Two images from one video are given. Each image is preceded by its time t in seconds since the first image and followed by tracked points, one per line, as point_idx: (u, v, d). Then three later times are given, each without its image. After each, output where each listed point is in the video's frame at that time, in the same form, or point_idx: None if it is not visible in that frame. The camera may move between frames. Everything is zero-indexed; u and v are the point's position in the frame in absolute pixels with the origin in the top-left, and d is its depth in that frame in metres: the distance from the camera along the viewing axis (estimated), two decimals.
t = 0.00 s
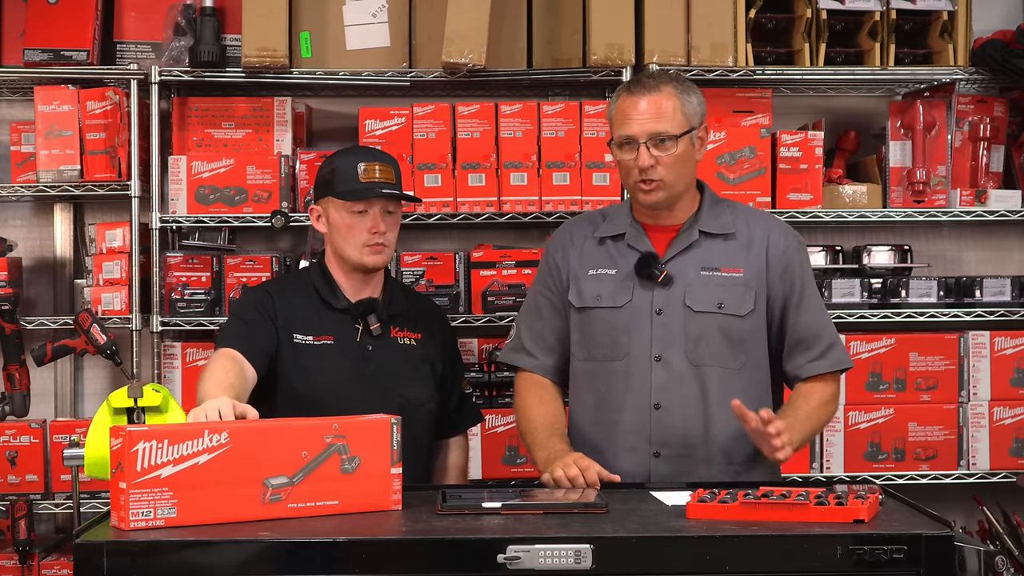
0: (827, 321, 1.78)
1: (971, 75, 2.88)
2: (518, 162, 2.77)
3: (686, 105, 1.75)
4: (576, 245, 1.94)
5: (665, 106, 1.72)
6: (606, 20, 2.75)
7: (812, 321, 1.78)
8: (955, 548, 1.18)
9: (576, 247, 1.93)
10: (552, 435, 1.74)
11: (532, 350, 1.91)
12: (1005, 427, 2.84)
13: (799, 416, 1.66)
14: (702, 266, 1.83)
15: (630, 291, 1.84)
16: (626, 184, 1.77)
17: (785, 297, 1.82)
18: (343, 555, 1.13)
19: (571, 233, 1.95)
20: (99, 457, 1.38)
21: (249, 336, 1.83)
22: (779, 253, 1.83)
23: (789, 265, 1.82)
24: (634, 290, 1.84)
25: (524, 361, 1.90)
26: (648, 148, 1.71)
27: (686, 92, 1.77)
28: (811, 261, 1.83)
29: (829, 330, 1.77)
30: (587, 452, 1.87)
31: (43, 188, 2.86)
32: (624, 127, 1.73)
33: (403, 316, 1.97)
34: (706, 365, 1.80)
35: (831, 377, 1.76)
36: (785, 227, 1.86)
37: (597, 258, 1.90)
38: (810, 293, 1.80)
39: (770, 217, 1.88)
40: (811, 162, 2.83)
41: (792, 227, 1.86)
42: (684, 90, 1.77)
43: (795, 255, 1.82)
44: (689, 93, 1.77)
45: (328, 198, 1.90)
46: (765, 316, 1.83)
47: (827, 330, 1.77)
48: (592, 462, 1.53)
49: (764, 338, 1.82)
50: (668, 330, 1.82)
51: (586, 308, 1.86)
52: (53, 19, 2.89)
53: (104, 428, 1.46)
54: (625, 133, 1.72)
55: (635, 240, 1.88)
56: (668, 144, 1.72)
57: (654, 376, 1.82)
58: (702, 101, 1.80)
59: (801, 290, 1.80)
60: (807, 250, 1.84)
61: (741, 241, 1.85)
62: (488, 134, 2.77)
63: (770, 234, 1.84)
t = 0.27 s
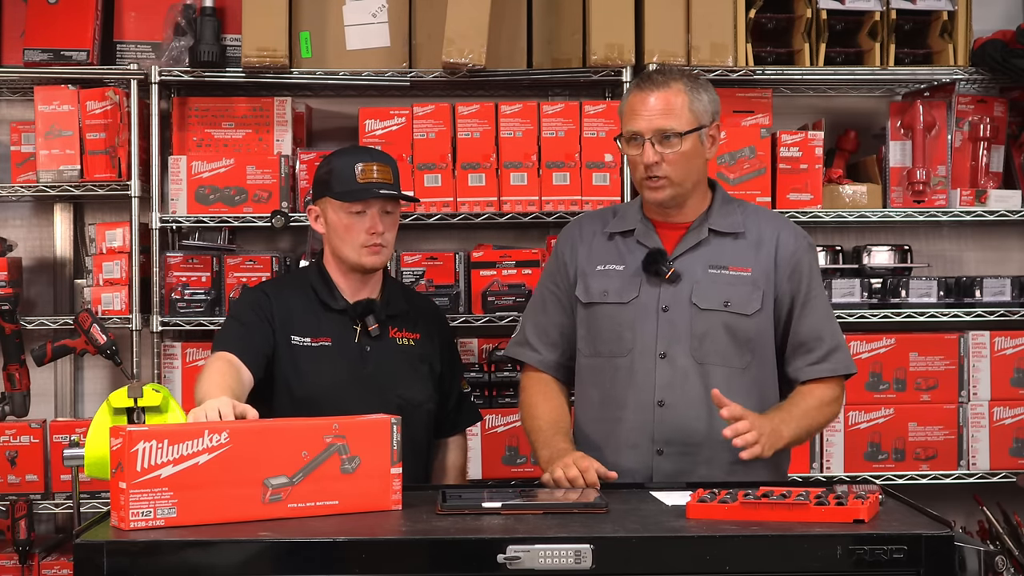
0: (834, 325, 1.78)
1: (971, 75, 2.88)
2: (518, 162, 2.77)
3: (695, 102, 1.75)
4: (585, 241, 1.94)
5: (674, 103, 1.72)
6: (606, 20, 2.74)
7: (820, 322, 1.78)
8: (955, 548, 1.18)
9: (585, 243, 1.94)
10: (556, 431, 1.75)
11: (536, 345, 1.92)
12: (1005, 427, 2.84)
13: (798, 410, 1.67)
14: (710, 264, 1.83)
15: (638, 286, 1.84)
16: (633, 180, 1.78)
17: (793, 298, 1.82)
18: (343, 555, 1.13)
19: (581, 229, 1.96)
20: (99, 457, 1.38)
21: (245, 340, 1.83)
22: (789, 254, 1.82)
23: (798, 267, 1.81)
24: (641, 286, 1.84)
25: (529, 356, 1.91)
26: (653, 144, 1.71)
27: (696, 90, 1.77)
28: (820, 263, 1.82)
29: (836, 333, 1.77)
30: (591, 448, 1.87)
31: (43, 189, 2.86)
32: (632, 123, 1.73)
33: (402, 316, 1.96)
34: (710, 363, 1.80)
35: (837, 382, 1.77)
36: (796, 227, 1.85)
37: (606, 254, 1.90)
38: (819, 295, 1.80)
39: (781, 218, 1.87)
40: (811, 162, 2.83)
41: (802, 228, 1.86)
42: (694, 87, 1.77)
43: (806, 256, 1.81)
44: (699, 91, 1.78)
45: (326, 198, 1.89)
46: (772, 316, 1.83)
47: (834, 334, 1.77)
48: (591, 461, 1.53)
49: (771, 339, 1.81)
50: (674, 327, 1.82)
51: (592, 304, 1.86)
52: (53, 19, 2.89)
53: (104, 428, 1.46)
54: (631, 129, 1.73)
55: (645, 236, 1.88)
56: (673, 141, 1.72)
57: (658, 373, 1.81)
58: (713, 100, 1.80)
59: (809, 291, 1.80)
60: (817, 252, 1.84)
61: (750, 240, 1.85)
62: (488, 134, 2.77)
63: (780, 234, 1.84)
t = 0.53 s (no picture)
0: (846, 324, 1.75)
1: (971, 75, 2.88)
2: (518, 162, 2.76)
3: (701, 100, 1.75)
4: (592, 240, 1.95)
5: (678, 101, 1.73)
6: (606, 21, 2.75)
7: (827, 322, 1.76)
8: (955, 548, 1.18)
9: (592, 243, 1.95)
10: (560, 431, 1.78)
11: (540, 344, 1.94)
12: (1006, 427, 2.84)
13: (822, 426, 1.65)
14: (714, 264, 1.82)
15: (641, 287, 1.84)
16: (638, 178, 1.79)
17: (801, 299, 1.80)
18: (343, 555, 1.13)
19: (589, 229, 1.97)
20: (99, 457, 1.38)
21: (242, 341, 1.83)
22: (796, 254, 1.81)
23: (806, 268, 1.79)
24: (644, 286, 1.84)
25: (532, 355, 1.93)
26: (654, 141, 1.72)
27: (702, 89, 1.77)
28: (829, 263, 1.80)
29: (850, 332, 1.75)
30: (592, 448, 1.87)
31: (43, 189, 2.86)
32: (636, 120, 1.74)
33: (401, 316, 1.96)
34: (711, 364, 1.79)
35: (859, 383, 1.74)
36: (805, 228, 1.84)
37: (612, 254, 1.90)
38: (827, 294, 1.77)
39: (788, 218, 1.86)
40: (811, 162, 2.83)
41: (811, 227, 1.84)
42: (701, 86, 1.77)
43: (813, 257, 1.80)
44: (706, 90, 1.77)
45: (325, 198, 1.89)
46: (777, 317, 1.82)
47: (845, 334, 1.74)
48: (590, 461, 1.54)
49: (774, 340, 1.80)
50: (676, 327, 1.81)
51: (596, 303, 1.87)
52: (53, 19, 2.89)
53: (104, 428, 1.46)
54: (634, 126, 1.74)
55: (651, 236, 1.88)
56: (674, 138, 1.72)
57: (659, 374, 1.81)
58: (721, 99, 1.79)
59: (818, 291, 1.78)
60: (826, 253, 1.82)
61: (756, 241, 1.84)
62: (488, 134, 2.77)
63: (788, 235, 1.83)
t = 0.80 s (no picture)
0: (853, 331, 1.75)
1: (971, 75, 2.88)
2: (518, 162, 2.77)
3: (700, 108, 1.75)
4: (597, 245, 1.95)
5: (678, 108, 1.73)
6: (606, 20, 2.74)
7: (835, 328, 1.75)
8: (955, 548, 1.18)
9: (597, 247, 1.94)
10: (565, 438, 1.79)
11: (546, 350, 1.94)
12: (1006, 427, 2.84)
13: (826, 431, 1.66)
14: (721, 271, 1.82)
15: (647, 293, 1.84)
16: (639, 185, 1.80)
17: (807, 305, 1.79)
18: (343, 555, 1.13)
19: (593, 233, 1.97)
20: (99, 457, 1.38)
21: (239, 343, 1.83)
22: (803, 260, 1.80)
23: (812, 275, 1.78)
24: (651, 293, 1.84)
25: (538, 361, 1.94)
26: (651, 149, 1.72)
27: (703, 96, 1.77)
28: (836, 269, 1.79)
29: (856, 340, 1.75)
30: (601, 455, 1.87)
31: (43, 189, 2.86)
32: (636, 126, 1.75)
33: (399, 316, 1.96)
34: (718, 372, 1.79)
35: (867, 390, 1.75)
36: (812, 232, 1.83)
37: (618, 259, 1.90)
38: (835, 300, 1.77)
39: (795, 222, 1.85)
40: (811, 162, 2.83)
41: (818, 231, 1.83)
42: (701, 93, 1.77)
43: (819, 262, 1.78)
44: (707, 97, 1.77)
45: (327, 197, 1.88)
46: (784, 323, 1.81)
47: (852, 341, 1.74)
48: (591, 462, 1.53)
49: (782, 347, 1.80)
50: (683, 335, 1.81)
51: (602, 310, 1.87)
52: (53, 19, 2.89)
53: (104, 428, 1.46)
54: (633, 133, 1.75)
55: (656, 242, 1.88)
56: (672, 147, 1.72)
57: (666, 382, 1.81)
58: (722, 106, 1.79)
59: (824, 297, 1.77)
60: (833, 258, 1.81)
61: (763, 247, 1.84)
62: (488, 134, 2.76)
63: (794, 240, 1.82)
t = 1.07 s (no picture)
0: (856, 329, 1.75)
1: (971, 75, 2.88)
2: (518, 162, 2.77)
3: (698, 106, 1.75)
4: (598, 245, 1.95)
5: (676, 107, 1.73)
6: (606, 20, 2.74)
7: (839, 327, 1.75)
8: (955, 548, 1.18)
9: (598, 246, 1.94)
10: (565, 442, 1.79)
11: (547, 351, 1.94)
12: (1006, 427, 2.83)
13: (828, 425, 1.65)
14: (723, 271, 1.82)
15: (649, 294, 1.84)
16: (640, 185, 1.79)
17: (810, 304, 1.80)
18: (343, 555, 1.13)
19: (593, 233, 1.97)
20: (99, 457, 1.38)
21: (235, 347, 1.83)
22: (805, 259, 1.80)
23: (815, 274, 1.79)
24: (653, 293, 1.84)
25: (539, 363, 1.94)
26: (652, 149, 1.72)
27: (700, 93, 1.76)
28: (838, 268, 1.79)
29: (859, 338, 1.75)
30: (604, 457, 1.87)
31: (43, 189, 2.86)
32: (635, 126, 1.75)
33: (395, 315, 1.96)
34: (722, 372, 1.79)
35: (870, 387, 1.75)
36: (814, 231, 1.83)
37: (619, 260, 1.90)
38: (838, 299, 1.77)
39: (797, 221, 1.85)
40: (811, 162, 2.83)
41: (820, 230, 1.83)
42: (699, 91, 1.77)
43: (821, 261, 1.79)
44: (705, 95, 1.77)
45: (325, 195, 1.89)
46: (787, 323, 1.81)
47: (856, 339, 1.74)
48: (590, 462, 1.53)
49: (786, 347, 1.80)
50: (686, 335, 1.81)
51: (604, 311, 1.87)
52: (53, 19, 2.89)
53: (104, 428, 1.46)
54: (633, 133, 1.74)
55: (657, 241, 1.88)
56: (673, 146, 1.72)
57: (670, 383, 1.81)
58: (720, 103, 1.79)
59: (827, 296, 1.77)
60: (835, 256, 1.81)
61: (765, 246, 1.84)
62: (488, 134, 2.76)
63: (796, 239, 1.82)
